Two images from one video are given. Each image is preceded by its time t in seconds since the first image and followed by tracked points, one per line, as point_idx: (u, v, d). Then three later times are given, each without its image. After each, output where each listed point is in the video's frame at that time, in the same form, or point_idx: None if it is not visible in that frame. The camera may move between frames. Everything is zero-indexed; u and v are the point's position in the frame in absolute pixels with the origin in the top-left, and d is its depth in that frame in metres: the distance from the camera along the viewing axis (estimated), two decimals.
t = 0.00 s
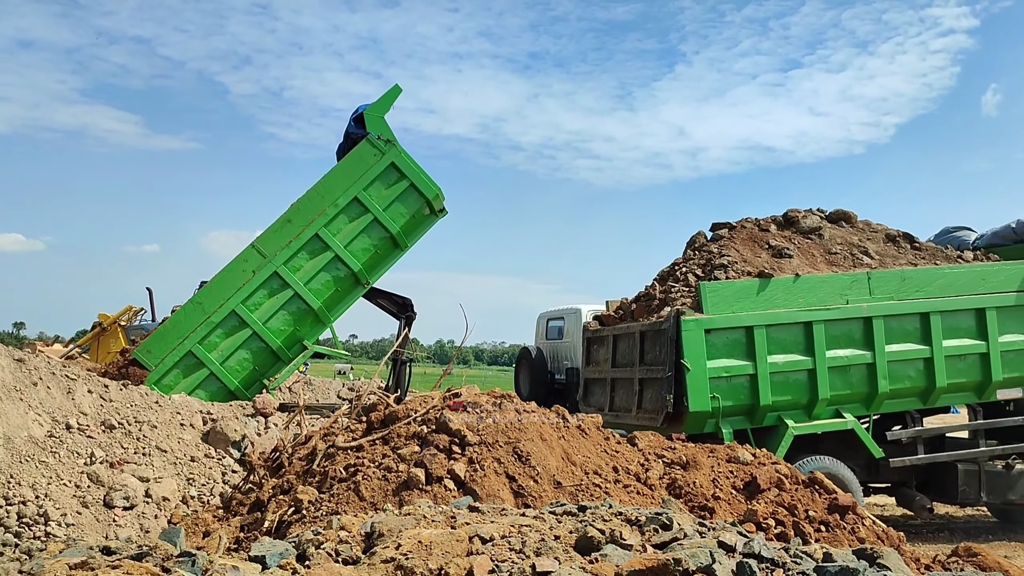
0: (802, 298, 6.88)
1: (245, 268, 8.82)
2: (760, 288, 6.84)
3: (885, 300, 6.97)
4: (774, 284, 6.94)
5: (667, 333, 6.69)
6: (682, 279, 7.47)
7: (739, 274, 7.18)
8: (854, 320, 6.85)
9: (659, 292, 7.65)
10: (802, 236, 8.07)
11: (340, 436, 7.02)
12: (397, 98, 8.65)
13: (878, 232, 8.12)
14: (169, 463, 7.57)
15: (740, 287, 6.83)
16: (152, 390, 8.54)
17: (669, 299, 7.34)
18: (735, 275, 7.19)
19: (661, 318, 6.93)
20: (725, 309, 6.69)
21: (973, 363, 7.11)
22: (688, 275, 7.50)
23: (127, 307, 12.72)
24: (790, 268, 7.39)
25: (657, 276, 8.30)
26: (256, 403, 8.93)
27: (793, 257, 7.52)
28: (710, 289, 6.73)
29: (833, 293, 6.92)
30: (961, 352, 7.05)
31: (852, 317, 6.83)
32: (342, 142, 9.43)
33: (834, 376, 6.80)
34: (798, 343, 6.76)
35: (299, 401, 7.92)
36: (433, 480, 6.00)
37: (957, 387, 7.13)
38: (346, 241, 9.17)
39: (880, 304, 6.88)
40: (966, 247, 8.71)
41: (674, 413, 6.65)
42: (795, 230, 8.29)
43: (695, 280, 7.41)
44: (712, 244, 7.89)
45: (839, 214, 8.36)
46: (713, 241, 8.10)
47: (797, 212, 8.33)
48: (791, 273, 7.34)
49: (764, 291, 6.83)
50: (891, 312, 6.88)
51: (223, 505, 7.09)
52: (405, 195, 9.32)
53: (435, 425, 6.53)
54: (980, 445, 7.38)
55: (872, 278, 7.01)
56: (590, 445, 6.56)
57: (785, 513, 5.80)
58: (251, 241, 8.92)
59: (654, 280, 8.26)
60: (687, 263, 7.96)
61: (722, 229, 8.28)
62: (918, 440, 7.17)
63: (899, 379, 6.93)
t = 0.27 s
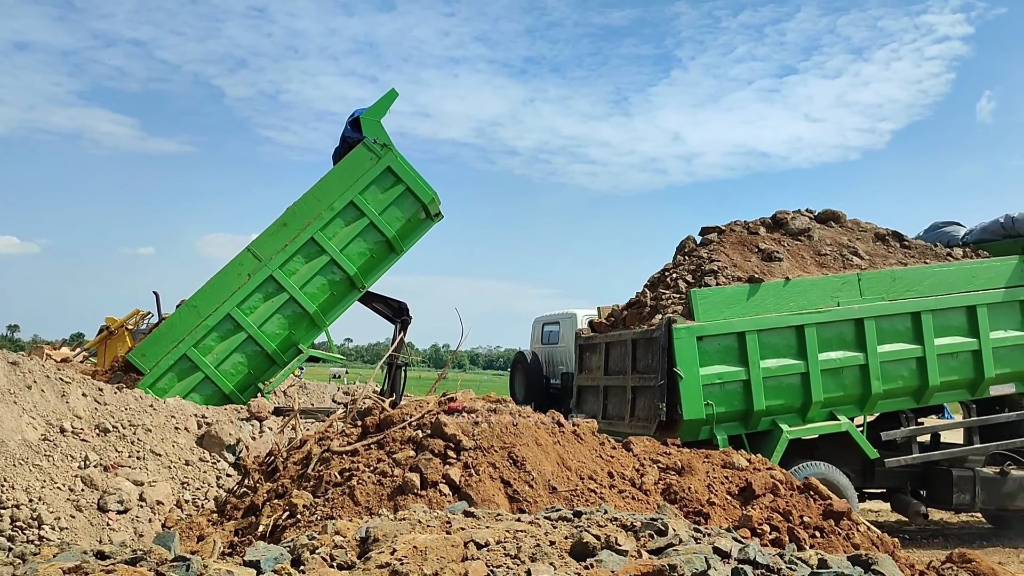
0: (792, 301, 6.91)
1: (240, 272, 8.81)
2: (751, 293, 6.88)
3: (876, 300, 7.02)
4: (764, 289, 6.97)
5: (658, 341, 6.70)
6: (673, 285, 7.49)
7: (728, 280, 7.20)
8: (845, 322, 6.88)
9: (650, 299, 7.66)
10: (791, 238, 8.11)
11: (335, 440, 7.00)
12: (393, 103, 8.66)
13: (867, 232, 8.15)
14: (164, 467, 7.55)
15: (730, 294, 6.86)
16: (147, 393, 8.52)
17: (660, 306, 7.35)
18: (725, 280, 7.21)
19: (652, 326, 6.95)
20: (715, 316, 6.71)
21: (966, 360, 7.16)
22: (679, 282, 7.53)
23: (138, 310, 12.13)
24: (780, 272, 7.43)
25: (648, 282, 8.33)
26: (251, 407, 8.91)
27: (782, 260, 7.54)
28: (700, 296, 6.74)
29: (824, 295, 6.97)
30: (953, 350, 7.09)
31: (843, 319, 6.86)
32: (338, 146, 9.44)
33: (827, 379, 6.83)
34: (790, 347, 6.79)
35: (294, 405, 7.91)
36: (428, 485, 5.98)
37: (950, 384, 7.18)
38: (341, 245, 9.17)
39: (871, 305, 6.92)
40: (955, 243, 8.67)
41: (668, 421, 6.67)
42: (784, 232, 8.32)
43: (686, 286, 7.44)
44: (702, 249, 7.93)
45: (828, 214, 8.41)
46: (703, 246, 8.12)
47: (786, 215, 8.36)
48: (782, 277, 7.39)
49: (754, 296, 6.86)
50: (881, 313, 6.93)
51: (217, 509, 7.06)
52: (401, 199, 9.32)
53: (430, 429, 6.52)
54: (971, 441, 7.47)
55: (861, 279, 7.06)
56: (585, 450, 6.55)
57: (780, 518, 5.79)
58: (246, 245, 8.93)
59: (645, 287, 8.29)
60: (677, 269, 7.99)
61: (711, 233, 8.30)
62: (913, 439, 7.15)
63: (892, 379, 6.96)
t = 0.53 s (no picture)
0: (781, 304, 6.93)
1: (231, 274, 8.78)
2: (739, 297, 6.87)
3: (864, 301, 7.04)
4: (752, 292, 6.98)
5: (648, 349, 6.71)
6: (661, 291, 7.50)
7: (717, 284, 7.17)
8: (834, 323, 6.92)
9: (638, 305, 7.68)
10: (777, 240, 8.14)
11: (325, 444, 6.98)
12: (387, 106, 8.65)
13: (853, 232, 8.18)
14: (154, 470, 7.51)
15: (719, 299, 6.84)
16: (137, 396, 8.48)
17: (648, 312, 7.37)
18: (713, 285, 7.19)
19: (641, 333, 6.96)
20: (704, 322, 6.71)
21: (954, 358, 7.23)
22: (667, 288, 7.54)
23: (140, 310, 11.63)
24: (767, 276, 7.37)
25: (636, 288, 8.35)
26: (242, 411, 8.88)
27: (770, 263, 7.53)
28: (689, 302, 6.72)
29: (813, 298, 6.99)
30: (942, 348, 7.17)
31: (832, 321, 6.90)
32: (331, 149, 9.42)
33: (817, 381, 6.87)
34: (780, 350, 6.82)
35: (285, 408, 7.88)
36: (419, 490, 5.96)
37: (940, 382, 7.26)
38: (334, 248, 9.15)
39: (859, 306, 6.96)
40: (941, 241, 8.77)
41: (660, 428, 6.70)
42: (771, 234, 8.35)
43: (674, 292, 7.44)
44: (690, 253, 7.94)
45: (814, 215, 8.45)
46: (691, 250, 8.12)
47: (772, 217, 8.40)
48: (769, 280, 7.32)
49: (743, 300, 6.86)
50: (870, 313, 6.97)
51: (207, 513, 7.03)
52: (394, 203, 9.31)
53: (422, 433, 6.51)
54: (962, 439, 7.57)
55: (850, 280, 7.08)
56: (576, 455, 6.54)
57: (771, 524, 5.80)
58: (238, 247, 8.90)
59: (633, 293, 8.31)
60: (665, 274, 8.01)
61: (698, 237, 8.31)
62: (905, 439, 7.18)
63: (881, 379, 7.02)
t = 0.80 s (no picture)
0: (765, 306, 6.95)
1: (221, 275, 8.76)
2: (722, 300, 6.89)
3: (847, 301, 7.09)
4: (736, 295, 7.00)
5: (634, 355, 6.73)
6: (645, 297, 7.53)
7: (701, 289, 7.20)
8: (819, 324, 6.96)
9: (623, 311, 7.70)
10: (760, 241, 8.18)
11: (314, 446, 6.97)
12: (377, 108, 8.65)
13: (836, 231, 8.22)
14: (141, 471, 7.48)
15: (702, 303, 6.86)
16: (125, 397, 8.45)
17: (633, 318, 7.41)
18: (697, 289, 7.22)
19: (627, 339, 6.98)
20: (689, 326, 6.73)
21: (938, 355, 7.31)
22: (651, 292, 7.57)
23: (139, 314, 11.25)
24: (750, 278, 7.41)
25: (621, 292, 8.38)
26: (230, 412, 8.86)
27: (753, 265, 7.56)
28: (673, 307, 6.74)
29: (797, 298, 7.02)
30: (926, 345, 7.24)
31: (816, 321, 6.94)
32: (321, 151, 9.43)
33: (803, 382, 6.92)
34: (765, 352, 6.86)
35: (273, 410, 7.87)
36: (408, 492, 5.96)
37: (924, 379, 7.33)
38: (323, 250, 9.14)
39: (843, 306, 7.01)
40: (922, 237, 8.58)
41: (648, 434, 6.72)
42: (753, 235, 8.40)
43: (659, 296, 7.48)
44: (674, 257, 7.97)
45: (796, 215, 8.49)
46: (675, 253, 8.14)
47: (754, 218, 8.43)
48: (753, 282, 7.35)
49: (726, 303, 6.87)
50: (853, 313, 7.02)
51: (195, 514, 7.00)
52: (384, 205, 9.31)
53: (411, 436, 6.51)
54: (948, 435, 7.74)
55: (832, 280, 7.12)
56: (564, 458, 6.55)
57: (757, 527, 5.82)
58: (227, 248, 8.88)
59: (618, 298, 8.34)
60: (649, 279, 8.05)
61: (680, 240, 8.34)
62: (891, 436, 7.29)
63: (866, 377, 7.09)
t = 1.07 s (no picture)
0: (746, 307, 6.95)
1: (207, 274, 8.73)
2: (703, 301, 6.89)
3: (827, 299, 7.12)
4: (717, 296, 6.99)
5: (616, 359, 6.74)
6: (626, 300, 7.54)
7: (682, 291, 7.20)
8: (800, 323, 7.01)
9: (605, 315, 7.72)
10: (739, 240, 8.21)
11: (299, 446, 6.95)
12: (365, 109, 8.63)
13: (815, 228, 8.25)
14: (126, 471, 7.44)
15: (683, 306, 6.86)
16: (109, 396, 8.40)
17: (615, 322, 7.43)
18: (678, 291, 7.23)
19: (609, 343, 6.98)
20: (670, 330, 6.73)
21: (919, 350, 7.41)
22: (632, 295, 7.59)
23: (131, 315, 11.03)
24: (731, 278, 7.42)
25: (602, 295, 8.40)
26: (216, 412, 8.83)
27: (733, 265, 7.57)
28: (655, 310, 6.73)
29: (778, 298, 7.04)
30: (907, 340, 7.33)
31: (797, 321, 6.98)
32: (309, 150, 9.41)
33: (785, 382, 6.97)
34: (747, 353, 6.88)
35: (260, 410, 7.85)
36: (394, 492, 5.94)
37: (905, 374, 7.42)
38: (310, 250, 9.12)
39: (823, 304, 7.04)
40: (899, 232, 8.53)
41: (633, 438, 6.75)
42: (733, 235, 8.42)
43: (640, 299, 7.50)
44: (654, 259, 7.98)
45: (775, 213, 8.53)
46: (655, 254, 8.16)
47: (734, 217, 8.45)
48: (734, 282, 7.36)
49: (707, 305, 6.88)
50: (834, 311, 7.07)
51: (179, 514, 6.96)
52: (372, 205, 9.29)
53: (397, 436, 6.50)
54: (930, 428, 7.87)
55: (813, 279, 7.14)
56: (551, 459, 6.56)
57: (743, 528, 5.84)
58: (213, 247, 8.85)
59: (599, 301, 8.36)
60: (629, 281, 8.08)
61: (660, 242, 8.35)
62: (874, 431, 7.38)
63: (848, 374, 7.16)
